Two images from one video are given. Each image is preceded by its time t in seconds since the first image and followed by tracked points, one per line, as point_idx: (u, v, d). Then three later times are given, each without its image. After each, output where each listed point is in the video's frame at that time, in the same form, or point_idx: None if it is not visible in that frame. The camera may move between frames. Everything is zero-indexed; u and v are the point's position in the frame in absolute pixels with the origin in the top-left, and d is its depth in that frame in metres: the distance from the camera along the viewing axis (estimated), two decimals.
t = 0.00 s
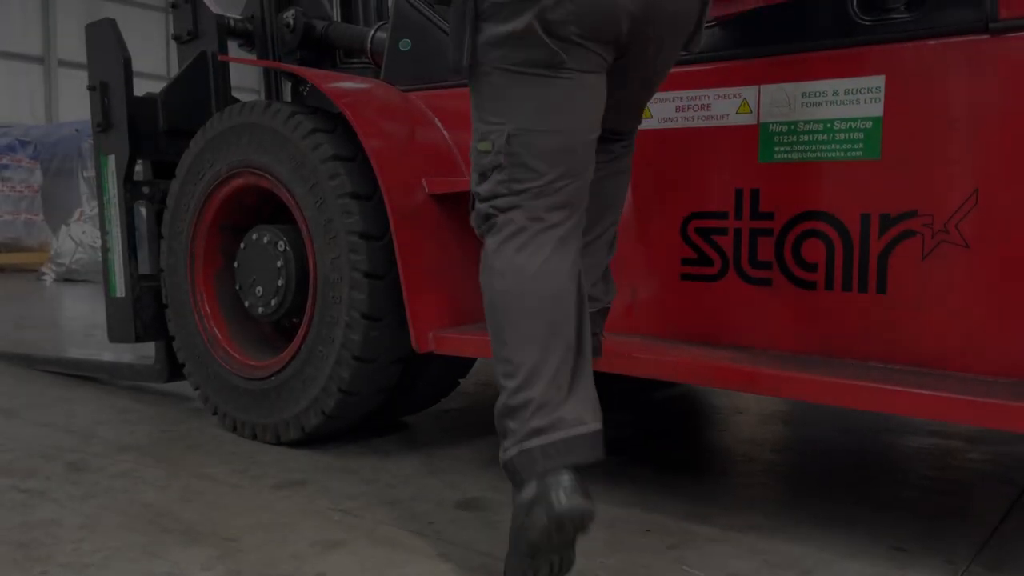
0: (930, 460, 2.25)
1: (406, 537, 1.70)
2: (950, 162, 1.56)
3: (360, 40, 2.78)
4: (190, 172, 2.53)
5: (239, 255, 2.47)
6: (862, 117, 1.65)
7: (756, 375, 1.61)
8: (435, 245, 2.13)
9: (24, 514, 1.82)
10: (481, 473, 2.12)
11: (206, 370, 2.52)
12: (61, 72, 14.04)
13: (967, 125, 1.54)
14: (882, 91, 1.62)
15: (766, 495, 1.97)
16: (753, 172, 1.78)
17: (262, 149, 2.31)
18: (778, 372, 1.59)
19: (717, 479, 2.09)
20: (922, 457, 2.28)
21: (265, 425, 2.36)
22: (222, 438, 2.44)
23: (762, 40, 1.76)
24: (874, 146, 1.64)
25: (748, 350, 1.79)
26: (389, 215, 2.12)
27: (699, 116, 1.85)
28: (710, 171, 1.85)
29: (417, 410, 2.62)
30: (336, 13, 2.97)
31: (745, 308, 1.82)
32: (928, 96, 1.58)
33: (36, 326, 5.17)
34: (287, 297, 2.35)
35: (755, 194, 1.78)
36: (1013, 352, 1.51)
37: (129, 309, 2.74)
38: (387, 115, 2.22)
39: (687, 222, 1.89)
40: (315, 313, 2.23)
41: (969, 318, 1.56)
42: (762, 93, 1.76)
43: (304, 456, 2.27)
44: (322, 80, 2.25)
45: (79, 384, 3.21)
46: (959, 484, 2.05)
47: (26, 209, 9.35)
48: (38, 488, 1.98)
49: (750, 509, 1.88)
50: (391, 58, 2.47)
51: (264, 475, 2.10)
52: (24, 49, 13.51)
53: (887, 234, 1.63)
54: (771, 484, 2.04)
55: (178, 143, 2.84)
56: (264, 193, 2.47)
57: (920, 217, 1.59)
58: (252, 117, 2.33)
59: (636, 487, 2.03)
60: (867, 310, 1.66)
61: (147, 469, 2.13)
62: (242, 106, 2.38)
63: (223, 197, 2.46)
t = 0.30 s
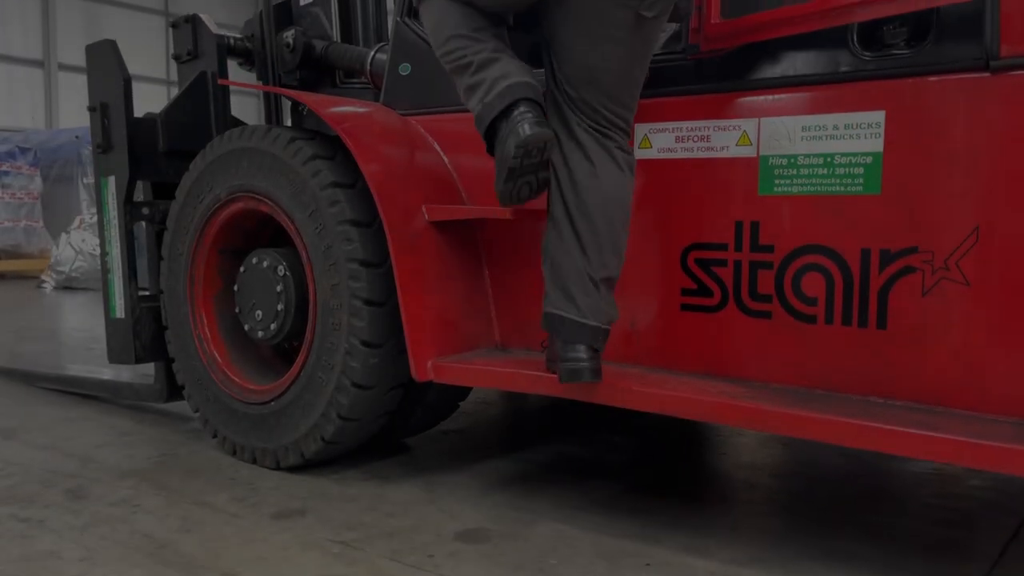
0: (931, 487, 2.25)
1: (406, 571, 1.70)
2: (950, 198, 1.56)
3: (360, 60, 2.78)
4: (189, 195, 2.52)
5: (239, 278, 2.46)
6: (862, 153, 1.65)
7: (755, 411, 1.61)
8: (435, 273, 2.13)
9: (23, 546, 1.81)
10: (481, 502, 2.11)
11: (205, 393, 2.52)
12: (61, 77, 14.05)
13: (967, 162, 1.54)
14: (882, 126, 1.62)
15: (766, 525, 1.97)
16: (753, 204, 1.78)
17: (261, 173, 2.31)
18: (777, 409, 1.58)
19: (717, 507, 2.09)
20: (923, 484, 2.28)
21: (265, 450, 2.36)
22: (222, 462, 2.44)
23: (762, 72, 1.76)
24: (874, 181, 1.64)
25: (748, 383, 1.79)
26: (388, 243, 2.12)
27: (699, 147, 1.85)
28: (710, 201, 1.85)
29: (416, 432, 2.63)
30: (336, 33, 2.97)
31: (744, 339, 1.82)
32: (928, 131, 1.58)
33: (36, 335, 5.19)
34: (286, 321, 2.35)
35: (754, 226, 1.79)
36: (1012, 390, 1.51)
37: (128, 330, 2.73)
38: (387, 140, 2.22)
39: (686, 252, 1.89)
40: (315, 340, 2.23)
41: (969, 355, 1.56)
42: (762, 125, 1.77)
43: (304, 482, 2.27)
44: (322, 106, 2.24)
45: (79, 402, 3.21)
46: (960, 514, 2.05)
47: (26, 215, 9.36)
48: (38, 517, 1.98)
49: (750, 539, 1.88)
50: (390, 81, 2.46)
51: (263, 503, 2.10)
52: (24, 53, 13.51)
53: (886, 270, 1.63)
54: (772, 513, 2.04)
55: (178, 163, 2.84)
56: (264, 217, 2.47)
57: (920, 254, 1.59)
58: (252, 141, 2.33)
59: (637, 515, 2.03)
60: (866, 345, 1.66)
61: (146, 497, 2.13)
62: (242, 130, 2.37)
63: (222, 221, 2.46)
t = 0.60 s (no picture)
0: (932, 522, 2.24)
1: None
2: (950, 247, 1.55)
3: (359, 88, 2.78)
4: (187, 226, 2.52)
5: (237, 310, 2.46)
6: (861, 200, 1.64)
7: (755, 461, 1.59)
8: (434, 311, 2.12)
9: None
10: (480, 539, 2.11)
11: (203, 425, 2.52)
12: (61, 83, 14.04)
13: (966, 212, 1.53)
14: (881, 174, 1.62)
15: (766, 565, 1.96)
16: (753, 248, 1.78)
17: (260, 208, 2.30)
18: (776, 460, 1.57)
19: (718, 545, 2.09)
20: (923, 518, 2.27)
21: (263, 484, 2.36)
22: (220, 495, 2.43)
23: (761, 116, 1.75)
24: (874, 229, 1.63)
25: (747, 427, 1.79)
26: (386, 280, 2.11)
27: (697, 189, 1.85)
28: (710, 244, 1.84)
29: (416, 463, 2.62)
30: (335, 60, 2.98)
31: (744, 383, 1.81)
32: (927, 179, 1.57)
33: (37, 350, 5.19)
34: (284, 355, 2.34)
35: (753, 270, 1.78)
36: (1012, 442, 1.50)
37: (126, 360, 2.73)
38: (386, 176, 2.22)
39: (686, 294, 1.88)
40: (313, 375, 2.22)
41: (968, 406, 1.55)
42: (761, 169, 1.76)
43: (303, 518, 2.27)
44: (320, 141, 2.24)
45: (78, 427, 3.20)
46: (962, 552, 2.04)
47: (27, 225, 9.35)
48: (34, 559, 1.98)
49: None
50: (389, 115, 2.45)
51: (262, 541, 2.09)
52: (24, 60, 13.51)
53: (886, 318, 1.62)
54: (772, 551, 2.04)
55: (176, 191, 2.83)
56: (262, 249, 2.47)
57: (919, 302, 1.59)
58: (251, 175, 2.33)
59: (636, 554, 2.02)
60: (866, 393, 1.65)
61: (144, 535, 2.12)
62: (241, 164, 2.37)
63: (220, 253, 2.45)
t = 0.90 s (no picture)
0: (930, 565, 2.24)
1: None
2: (948, 308, 1.54)
3: (359, 122, 2.77)
4: (185, 265, 2.52)
5: (235, 349, 2.46)
6: (860, 259, 1.63)
7: (752, 521, 1.59)
8: (432, 357, 2.12)
9: None
10: None
11: (201, 464, 2.51)
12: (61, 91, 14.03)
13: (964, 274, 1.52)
14: (880, 233, 1.61)
15: None
16: (751, 302, 1.77)
17: (258, 250, 2.30)
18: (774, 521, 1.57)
19: None
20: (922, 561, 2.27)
21: (261, 525, 2.35)
22: (218, 535, 2.43)
23: (759, 171, 1.75)
24: (872, 288, 1.62)
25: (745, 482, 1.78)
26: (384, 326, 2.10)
27: (696, 241, 1.84)
28: (708, 296, 1.84)
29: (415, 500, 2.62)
30: (334, 92, 2.97)
31: (742, 436, 1.81)
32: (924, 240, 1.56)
33: (36, 369, 5.19)
34: (282, 396, 2.34)
35: (751, 324, 1.77)
36: (1011, 507, 1.50)
37: (125, 396, 2.73)
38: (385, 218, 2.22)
39: (683, 345, 1.88)
40: (311, 418, 2.22)
41: (967, 468, 1.54)
42: (758, 223, 1.75)
43: (300, 560, 2.26)
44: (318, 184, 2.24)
45: (77, 458, 3.20)
46: None
47: (27, 236, 9.34)
48: None
49: None
50: (388, 154, 2.43)
51: None
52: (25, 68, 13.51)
53: (884, 377, 1.62)
54: None
55: (175, 225, 2.84)
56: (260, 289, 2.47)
57: (918, 363, 1.58)
58: (249, 216, 2.32)
59: None
60: (864, 451, 1.65)
61: None
62: (239, 205, 2.37)
63: (218, 292, 2.45)
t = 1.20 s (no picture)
0: None
1: None
2: (947, 377, 1.54)
3: (358, 162, 2.77)
4: (184, 309, 2.52)
5: (234, 394, 2.46)
6: (859, 324, 1.63)
7: None
8: (431, 407, 2.12)
9: None
10: None
11: (201, 507, 2.51)
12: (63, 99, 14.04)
13: (962, 345, 1.52)
14: (878, 299, 1.61)
15: None
16: (750, 362, 1.77)
17: (257, 298, 2.30)
18: None
19: None
20: None
21: (260, 571, 2.35)
22: None
23: (758, 231, 1.75)
24: (871, 354, 1.62)
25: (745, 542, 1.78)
26: (382, 378, 2.10)
27: (694, 299, 1.84)
28: (706, 354, 1.84)
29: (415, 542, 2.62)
30: (333, 129, 2.97)
31: (741, 495, 1.81)
32: (923, 310, 1.56)
33: (38, 391, 5.20)
34: (281, 443, 2.34)
35: (750, 384, 1.77)
36: None
37: (124, 436, 2.73)
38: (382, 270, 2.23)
39: (682, 402, 1.88)
40: (310, 467, 2.22)
41: (966, 538, 1.54)
42: (756, 284, 1.75)
43: None
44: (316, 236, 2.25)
45: (77, 492, 3.20)
46: None
47: (28, 248, 9.35)
48: None
49: None
50: (388, 200, 2.44)
51: None
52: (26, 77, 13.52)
53: (883, 443, 1.62)
54: None
55: (175, 264, 2.84)
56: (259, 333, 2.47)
57: (917, 431, 1.58)
58: (248, 263, 2.33)
59: None
60: (863, 516, 1.65)
61: None
62: (238, 251, 2.37)
63: (217, 337, 2.45)
